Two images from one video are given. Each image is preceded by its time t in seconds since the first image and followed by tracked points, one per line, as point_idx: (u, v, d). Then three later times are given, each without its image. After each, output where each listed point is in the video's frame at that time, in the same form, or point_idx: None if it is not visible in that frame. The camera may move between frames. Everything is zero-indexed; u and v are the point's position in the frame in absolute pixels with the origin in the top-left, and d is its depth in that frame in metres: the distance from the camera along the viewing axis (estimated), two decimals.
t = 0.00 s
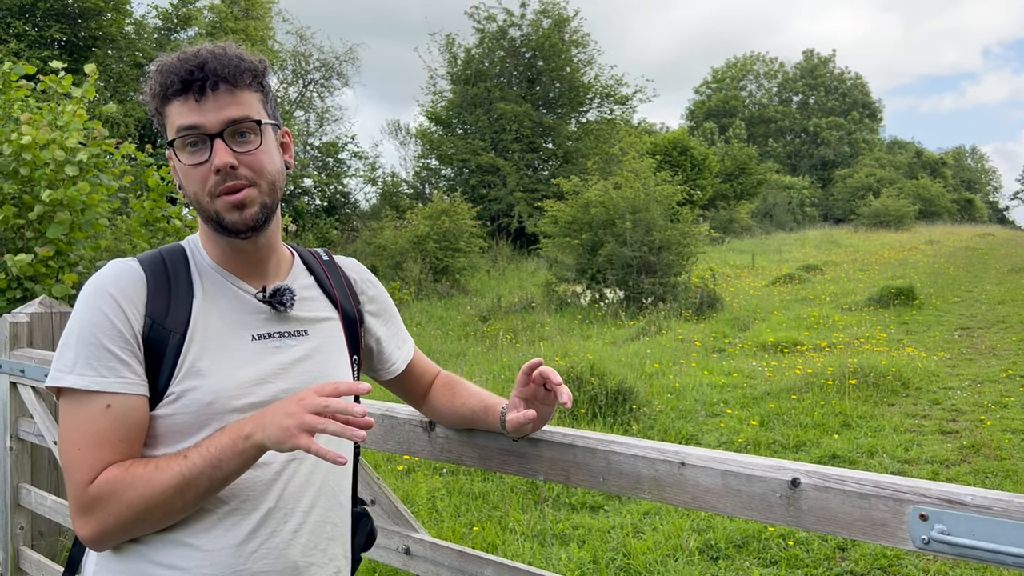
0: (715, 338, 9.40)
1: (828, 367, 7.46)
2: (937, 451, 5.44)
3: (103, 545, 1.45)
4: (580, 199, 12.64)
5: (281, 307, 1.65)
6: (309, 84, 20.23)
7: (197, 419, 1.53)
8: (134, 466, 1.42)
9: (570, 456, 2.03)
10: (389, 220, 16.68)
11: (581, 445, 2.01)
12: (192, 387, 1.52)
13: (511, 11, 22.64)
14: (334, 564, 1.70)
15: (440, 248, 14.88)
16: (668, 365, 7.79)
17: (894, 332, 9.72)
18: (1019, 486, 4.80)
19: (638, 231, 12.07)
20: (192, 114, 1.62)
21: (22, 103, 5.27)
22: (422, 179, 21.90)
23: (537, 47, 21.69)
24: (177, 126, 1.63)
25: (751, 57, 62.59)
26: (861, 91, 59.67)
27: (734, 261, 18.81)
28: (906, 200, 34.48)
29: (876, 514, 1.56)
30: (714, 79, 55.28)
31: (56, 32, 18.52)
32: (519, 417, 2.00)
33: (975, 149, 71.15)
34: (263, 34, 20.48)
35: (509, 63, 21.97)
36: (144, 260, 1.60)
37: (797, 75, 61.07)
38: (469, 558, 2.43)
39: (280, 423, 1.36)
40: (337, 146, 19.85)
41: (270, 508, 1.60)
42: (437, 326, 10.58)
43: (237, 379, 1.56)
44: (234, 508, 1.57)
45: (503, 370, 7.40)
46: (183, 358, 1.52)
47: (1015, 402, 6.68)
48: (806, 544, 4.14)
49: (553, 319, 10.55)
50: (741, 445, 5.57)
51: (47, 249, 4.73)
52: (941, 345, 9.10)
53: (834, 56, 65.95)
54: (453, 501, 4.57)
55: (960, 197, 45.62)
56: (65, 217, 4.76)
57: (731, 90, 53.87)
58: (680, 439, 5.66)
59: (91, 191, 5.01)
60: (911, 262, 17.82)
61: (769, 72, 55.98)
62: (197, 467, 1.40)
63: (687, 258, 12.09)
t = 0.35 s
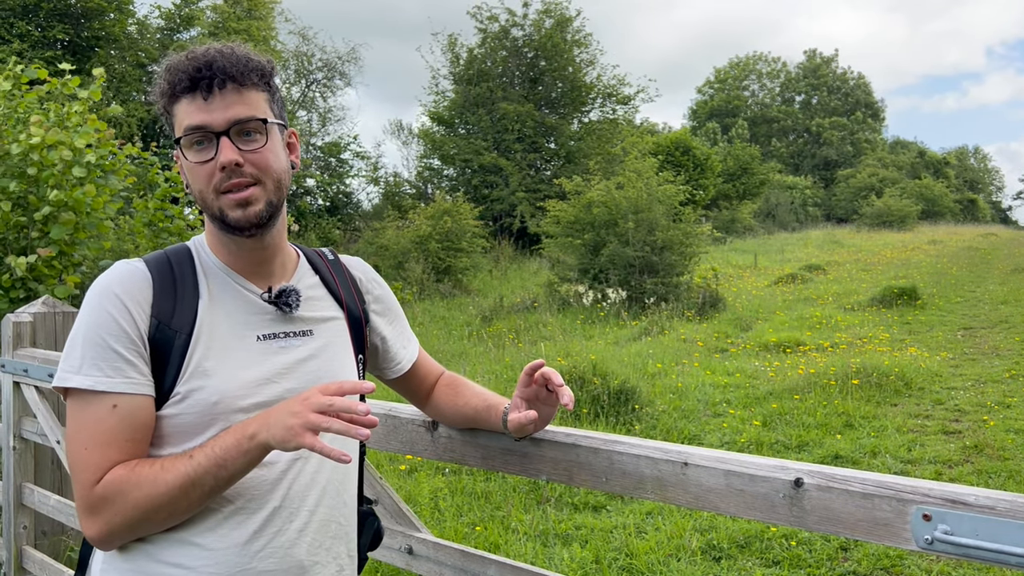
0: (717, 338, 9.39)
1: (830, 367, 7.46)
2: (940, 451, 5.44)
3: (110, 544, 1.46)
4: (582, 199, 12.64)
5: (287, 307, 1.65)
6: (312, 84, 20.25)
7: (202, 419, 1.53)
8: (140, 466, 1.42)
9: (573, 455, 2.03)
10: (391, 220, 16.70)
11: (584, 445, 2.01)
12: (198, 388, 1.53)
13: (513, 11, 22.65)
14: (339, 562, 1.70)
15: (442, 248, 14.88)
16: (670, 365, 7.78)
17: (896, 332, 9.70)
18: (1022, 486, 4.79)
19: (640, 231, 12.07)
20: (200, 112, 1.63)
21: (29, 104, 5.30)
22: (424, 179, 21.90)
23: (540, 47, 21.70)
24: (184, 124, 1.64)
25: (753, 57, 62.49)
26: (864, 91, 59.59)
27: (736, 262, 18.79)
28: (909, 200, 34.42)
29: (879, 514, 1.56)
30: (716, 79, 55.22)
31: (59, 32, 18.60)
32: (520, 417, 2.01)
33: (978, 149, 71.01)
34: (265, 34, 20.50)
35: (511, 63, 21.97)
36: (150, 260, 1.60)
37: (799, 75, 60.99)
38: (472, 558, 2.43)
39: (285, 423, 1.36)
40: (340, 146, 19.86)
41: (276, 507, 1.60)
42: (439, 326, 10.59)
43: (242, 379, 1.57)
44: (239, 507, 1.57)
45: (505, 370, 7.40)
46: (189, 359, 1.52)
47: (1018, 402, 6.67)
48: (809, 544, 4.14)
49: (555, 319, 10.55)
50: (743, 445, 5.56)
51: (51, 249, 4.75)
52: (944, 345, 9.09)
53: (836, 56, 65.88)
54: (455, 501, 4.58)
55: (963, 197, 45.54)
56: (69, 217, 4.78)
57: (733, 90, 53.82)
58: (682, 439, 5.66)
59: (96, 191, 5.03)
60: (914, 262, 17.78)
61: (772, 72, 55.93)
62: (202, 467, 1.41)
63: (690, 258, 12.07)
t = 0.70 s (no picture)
0: (719, 338, 9.40)
1: (832, 367, 7.46)
2: (941, 451, 5.43)
3: (116, 540, 1.46)
4: (584, 199, 12.64)
5: (295, 304, 1.66)
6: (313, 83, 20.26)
7: (209, 416, 1.54)
8: (144, 464, 1.43)
9: (576, 456, 2.03)
10: (392, 220, 16.72)
11: (586, 445, 2.01)
12: (205, 384, 1.53)
13: (515, 11, 22.64)
14: (346, 558, 1.71)
15: (444, 248, 14.88)
16: (672, 365, 7.78)
17: (898, 333, 9.69)
18: None
19: (642, 230, 12.06)
20: (208, 110, 1.64)
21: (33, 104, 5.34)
22: (426, 179, 21.90)
23: (541, 47, 21.70)
24: (193, 122, 1.65)
25: (755, 57, 62.42)
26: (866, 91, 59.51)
27: (737, 262, 18.77)
28: (911, 200, 34.36)
29: (882, 514, 1.56)
30: (718, 79, 55.17)
31: (61, 32, 18.69)
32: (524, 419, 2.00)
33: (980, 149, 70.94)
34: (267, 34, 20.52)
35: (513, 63, 21.97)
36: (156, 258, 1.61)
37: (801, 74, 60.92)
38: (474, 557, 2.43)
39: (288, 424, 1.36)
40: (341, 146, 19.88)
41: (283, 503, 1.61)
42: (440, 326, 10.60)
43: (249, 376, 1.57)
44: (247, 504, 1.58)
45: (507, 370, 7.41)
46: (196, 355, 1.53)
47: (1020, 402, 6.66)
48: (810, 544, 4.14)
49: (557, 319, 10.56)
50: (745, 445, 5.56)
51: (54, 247, 4.76)
52: (946, 345, 9.07)
53: (838, 56, 65.84)
54: (457, 500, 4.58)
55: (966, 197, 45.46)
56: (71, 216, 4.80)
57: (735, 90, 53.78)
58: (684, 439, 5.66)
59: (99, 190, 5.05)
60: (916, 262, 17.77)
61: (774, 72, 55.85)
62: (206, 466, 1.41)
63: (691, 258, 12.07)
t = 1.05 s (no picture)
0: (720, 338, 9.39)
1: (834, 367, 7.46)
2: (943, 451, 5.43)
3: (116, 531, 1.35)
4: (585, 198, 12.64)
5: (303, 306, 1.69)
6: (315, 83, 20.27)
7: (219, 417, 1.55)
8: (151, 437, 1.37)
9: (578, 455, 2.03)
10: (393, 219, 16.72)
11: (588, 444, 2.01)
12: (215, 384, 1.54)
13: (516, 10, 22.62)
14: (350, 560, 1.72)
15: (445, 248, 14.86)
16: (673, 365, 7.78)
17: (900, 333, 9.68)
18: None
19: (643, 230, 12.06)
20: (240, 100, 1.67)
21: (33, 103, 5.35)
22: (428, 178, 21.90)
23: (543, 47, 21.70)
24: (223, 108, 1.67)
25: (757, 56, 62.34)
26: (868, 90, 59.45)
27: (739, 261, 18.76)
28: (913, 199, 34.30)
29: (884, 515, 1.56)
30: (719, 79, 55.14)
31: (63, 31, 18.75)
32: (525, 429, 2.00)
33: (982, 149, 70.87)
34: (269, 33, 20.53)
35: (514, 63, 21.97)
36: (166, 256, 1.63)
37: (803, 74, 60.87)
38: (477, 557, 2.43)
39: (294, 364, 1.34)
40: (343, 145, 19.89)
41: (290, 502, 1.61)
42: (442, 326, 10.60)
43: (258, 375, 1.58)
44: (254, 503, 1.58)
45: (508, 370, 7.40)
46: (207, 355, 1.55)
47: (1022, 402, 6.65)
48: (812, 544, 4.13)
49: (558, 319, 10.55)
50: (746, 445, 5.56)
51: (54, 246, 4.77)
52: (948, 345, 9.06)
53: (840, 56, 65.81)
54: (459, 500, 4.58)
55: (968, 196, 45.39)
56: (71, 215, 4.80)
57: (736, 89, 53.75)
58: (686, 439, 5.66)
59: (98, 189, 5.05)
60: (918, 262, 17.75)
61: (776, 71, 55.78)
62: (213, 429, 1.34)
63: (693, 258, 12.06)
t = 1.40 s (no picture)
0: (721, 338, 9.38)
1: (835, 367, 7.45)
2: (944, 452, 5.42)
3: (132, 536, 1.36)
4: (586, 198, 12.62)
5: (315, 308, 1.70)
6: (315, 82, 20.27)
7: (229, 418, 1.56)
8: (175, 444, 1.37)
9: (579, 454, 2.03)
10: (394, 219, 16.70)
11: (589, 444, 2.01)
12: (227, 385, 1.56)
13: (518, 10, 22.59)
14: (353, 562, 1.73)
15: (446, 247, 14.83)
16: (674, 365, 7.76)
17: (901, 333, 9.67)
18: None
19: (644, 230, 12.05)
20: (274, 96, 1.67)
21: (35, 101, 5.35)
22: (428, 178, 21.90)
23: (544, 47, 21.68)
24: (255, 102, 1.66)
25: (758, 56, 62.24)
26: (869, 90, 59.41)
27: (740, 261, 18.74)
28: (914, 199, 34.26)
29: (886, 515, 1.56)
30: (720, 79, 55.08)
31: (64, 31, 18.78)
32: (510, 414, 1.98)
33: (983, 149, 70.86)
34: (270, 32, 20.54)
35: (515, 62, 21.94)
36: (177, 255, 1.62)
37: (804, 74, 60.79)
38: (478, 556, 2.43)
39: (332, 399, 1.35)
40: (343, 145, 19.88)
41: (298, 502, 1.63)
42: (442, 325, 10.58)
43: (268, 379, 1.59)
44: (262, 502, 1.60)
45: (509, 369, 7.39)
46: (220, 356, 1.55)
47: None
48: (813, 544, 4.13)
49: (559, 319, 10.53)
50: (747, 445, 5.56)
51: (55, 246, 4.78)
52: (949, 346, 9.04)
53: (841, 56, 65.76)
54: (459, 499, 4.58)
55: (969, 197, 45.36)
56: (73, 215, 4.81)
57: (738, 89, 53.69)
58: (686, 439, 5.65)
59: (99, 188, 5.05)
60: (919, 262, 17.73)
61: (777, 71, 55.71)
62: (236, 444, 1.34)
63: (693, 258, 12.05)
